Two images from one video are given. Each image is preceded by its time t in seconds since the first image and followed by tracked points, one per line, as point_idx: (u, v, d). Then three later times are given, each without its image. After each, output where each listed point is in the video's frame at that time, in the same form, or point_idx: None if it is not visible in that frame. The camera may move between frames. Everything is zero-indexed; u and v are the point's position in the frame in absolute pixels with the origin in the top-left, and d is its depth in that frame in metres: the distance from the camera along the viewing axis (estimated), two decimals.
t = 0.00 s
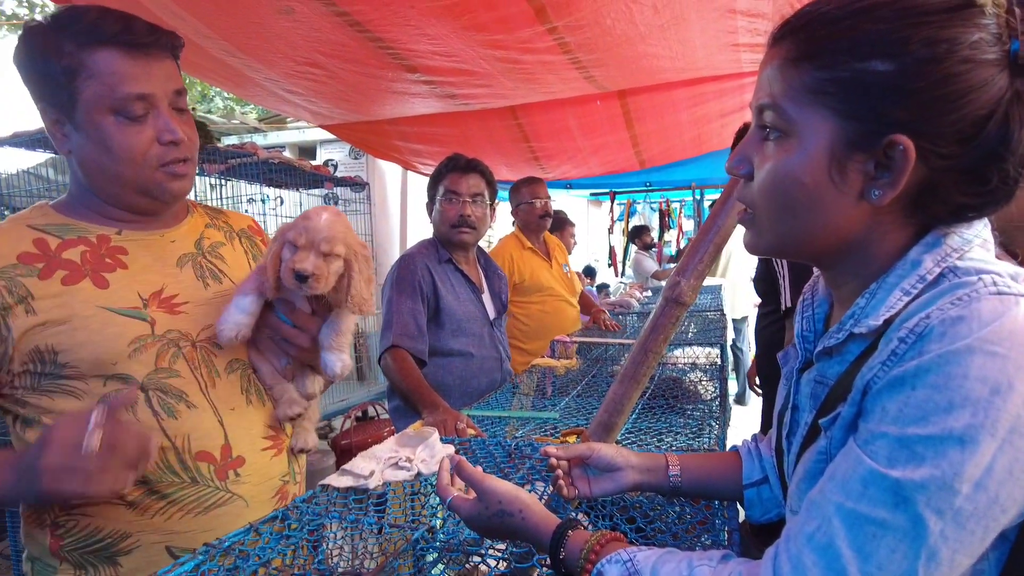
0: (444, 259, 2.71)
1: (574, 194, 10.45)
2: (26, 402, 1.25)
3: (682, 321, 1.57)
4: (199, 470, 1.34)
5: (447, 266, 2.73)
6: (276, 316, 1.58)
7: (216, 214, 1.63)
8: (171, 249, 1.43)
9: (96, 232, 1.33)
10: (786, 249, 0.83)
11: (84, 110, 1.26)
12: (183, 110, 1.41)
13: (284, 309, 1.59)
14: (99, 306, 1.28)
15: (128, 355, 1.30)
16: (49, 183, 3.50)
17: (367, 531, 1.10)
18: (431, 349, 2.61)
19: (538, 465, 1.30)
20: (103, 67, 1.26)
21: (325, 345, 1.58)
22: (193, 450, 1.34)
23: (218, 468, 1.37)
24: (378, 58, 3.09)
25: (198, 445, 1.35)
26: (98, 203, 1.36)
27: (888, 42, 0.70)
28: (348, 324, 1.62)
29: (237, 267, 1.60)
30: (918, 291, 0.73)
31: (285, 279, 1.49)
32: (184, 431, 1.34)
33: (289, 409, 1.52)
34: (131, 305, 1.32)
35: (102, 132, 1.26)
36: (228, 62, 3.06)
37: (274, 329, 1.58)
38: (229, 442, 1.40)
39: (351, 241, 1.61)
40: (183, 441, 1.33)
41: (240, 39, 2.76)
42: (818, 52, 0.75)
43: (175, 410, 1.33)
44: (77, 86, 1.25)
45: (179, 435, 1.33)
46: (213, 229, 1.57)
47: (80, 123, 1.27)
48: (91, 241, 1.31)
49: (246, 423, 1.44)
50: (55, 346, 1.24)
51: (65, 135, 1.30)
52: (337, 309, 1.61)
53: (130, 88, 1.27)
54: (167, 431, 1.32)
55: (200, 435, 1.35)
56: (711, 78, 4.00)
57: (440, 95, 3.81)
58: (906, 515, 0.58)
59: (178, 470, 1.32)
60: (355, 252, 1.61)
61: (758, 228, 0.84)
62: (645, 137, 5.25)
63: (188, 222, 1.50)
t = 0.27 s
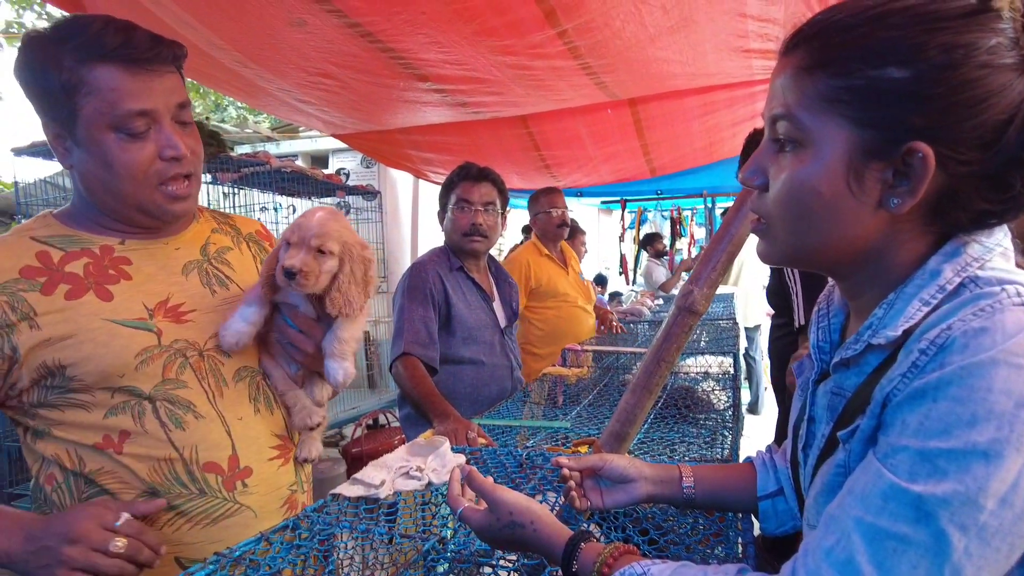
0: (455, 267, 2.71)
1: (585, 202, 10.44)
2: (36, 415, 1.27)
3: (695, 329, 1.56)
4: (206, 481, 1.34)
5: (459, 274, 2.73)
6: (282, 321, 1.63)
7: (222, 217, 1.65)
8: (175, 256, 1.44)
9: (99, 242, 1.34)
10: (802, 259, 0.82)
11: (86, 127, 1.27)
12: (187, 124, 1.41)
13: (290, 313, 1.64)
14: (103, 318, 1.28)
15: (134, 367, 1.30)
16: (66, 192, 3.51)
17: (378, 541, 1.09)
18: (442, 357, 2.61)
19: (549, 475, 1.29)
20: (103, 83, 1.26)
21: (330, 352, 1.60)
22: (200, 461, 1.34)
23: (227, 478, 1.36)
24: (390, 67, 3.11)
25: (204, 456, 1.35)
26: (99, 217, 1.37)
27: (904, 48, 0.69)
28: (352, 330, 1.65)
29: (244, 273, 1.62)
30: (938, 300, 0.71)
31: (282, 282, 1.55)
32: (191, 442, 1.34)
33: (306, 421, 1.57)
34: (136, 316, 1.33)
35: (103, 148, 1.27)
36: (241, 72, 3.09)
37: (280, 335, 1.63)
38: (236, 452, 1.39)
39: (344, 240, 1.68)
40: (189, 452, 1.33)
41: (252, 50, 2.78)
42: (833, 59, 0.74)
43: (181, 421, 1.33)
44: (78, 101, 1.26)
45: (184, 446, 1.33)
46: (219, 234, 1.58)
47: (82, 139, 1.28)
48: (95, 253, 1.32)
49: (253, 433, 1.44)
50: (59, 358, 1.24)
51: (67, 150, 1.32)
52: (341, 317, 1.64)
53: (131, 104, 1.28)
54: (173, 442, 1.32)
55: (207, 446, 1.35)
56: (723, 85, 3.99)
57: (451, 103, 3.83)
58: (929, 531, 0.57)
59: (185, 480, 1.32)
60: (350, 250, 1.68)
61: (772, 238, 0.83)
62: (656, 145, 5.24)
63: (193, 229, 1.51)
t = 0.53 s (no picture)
0: (471, 279, 2.72)
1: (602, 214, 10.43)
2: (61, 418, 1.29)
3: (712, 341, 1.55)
4: (208, 494, 1.34)
5: (474, 285, 2.74)
6: (299, 346, 1.65)
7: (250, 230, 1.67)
8: (197, 270, 1.45)
9: (126, 255, 1.37)
10: (819, 276, 0.81)
11: (108, 143, 1.29)
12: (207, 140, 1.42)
13: (307, 338, 1.67)
14: (125, 329, 1.31)
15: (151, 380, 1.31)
16: (91, 205, 3.57)
17: (394, 553, 1.09)
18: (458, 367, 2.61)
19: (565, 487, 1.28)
20: (125, 101, 1.28)
21: (346, 377, 1.66)
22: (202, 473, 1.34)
23: (228, 492, 1.37)
24: (406, 80, 3.14)
25: (210, 469, 1.35)
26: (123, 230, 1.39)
27: (919, 62, 0.69)
28: (367, 353, 1.71)
29: (265, 288, 1.63)
30: (958, 315, 0.70)
31: (296, 313, 1.57)
32: (197, 455, 1.34)
33: (318, 439, 1.60)
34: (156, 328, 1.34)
35: (123, 164, 1.29)
36: (260, 86, 3.14)
37: (297, 359, 1.64)
38: (239, 466, 1.39)
39: (353, 264, 1.75)
40: (194, 463, 1.34)
41: (272, 64, 2.83)
42: (847, 75, 0.74)
43: (190, 433, 1.34)
44: (101, 118, 1.28)
45: (190, 459, 1.33)
46: (244, 248, 1.60)
47: (106, 154, 1.30)
48: (121, 265, 1.35)
49: (260, 447, 1.45)
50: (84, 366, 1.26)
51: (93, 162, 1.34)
52: (354, 342, 1.70)
53: (150, 120, 1.28)
54: (179, 451, 1.32)
55: (212, 460, 1.35)
56: (739, 95, 3.98)
57: (467, 115, 3.85)
58: (950, 550, 0.56)
59: (188, 492, 1.32)
60: (359, 275, 1.75)
61: (789, 254, 0.82)
62: (672, 155, 5.23)
63: (218, 243, 1.53)
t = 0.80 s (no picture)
0: (485, 288, 2.72)
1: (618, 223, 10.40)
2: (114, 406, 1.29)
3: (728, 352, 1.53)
4: (233, 492, 1.31)
5: (489, 295, 2.74)
6: (321, 359, 1.55)
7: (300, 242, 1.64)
8: (242, 276, 1.42)
9: (181, 255, 1.36)
10: (835, 288, 0.80)
11: (161, 149, 1.29)
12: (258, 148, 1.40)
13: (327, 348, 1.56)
14: (178, 321, 1.30)
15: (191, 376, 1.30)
16: (115, 216, 3.63)
17: (406, 564, 1.09)
18: (472, 377, 2.61)
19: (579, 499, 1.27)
20: (178, 111, 1.28)
21: (367, 386, 1.54)
22: (230, 472, 1.31)
23: (252, 493, 1.32)
24: (423, 91, 3.17)
25: (238, 467, 1.32)
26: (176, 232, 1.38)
27: (932, 69, 0.68)
28: (390, 362, 1.59)
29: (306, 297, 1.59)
30: (977, 326, 0.69)
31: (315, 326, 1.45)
32: (226, 453, 1.31)
33: (337, 432, 1.47)
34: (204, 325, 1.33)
35: (173, 170, 1.28)
36: (279, 98, 3.18)
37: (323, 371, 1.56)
38: (266, 466, 1.35)
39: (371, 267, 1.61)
40: (223, 462, 1.31)
41: (290, 75, 2.87)
42: (859, 83, 0.73)
43: (221, 432, 1.31)
44: (156, 127, 1.29)
45: (219, 456, 1.30)
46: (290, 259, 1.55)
47: (158, 160, 1.30)
48: (178, 263, 1.34)
49: (286, 450, 1.39)
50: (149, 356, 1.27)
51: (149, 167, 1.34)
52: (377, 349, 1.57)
53: (199, 128, 1.27)
54: (207, 449, 1.30)
55: (240, 459, 1.32)
56: (756, 104, 3.96)
57: (483, 126, 3.87)
58: (971, 567, 0.54)
59: (216, 489, 1.29)
60: (376, 285, 1.57)
61: (805, 266, 0.81)
62: (689, 165, 5.21)
63: (266, 250, 1.50)
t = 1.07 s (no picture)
0: (496, 293, 2.72)
1: (631, 229, 10.38)
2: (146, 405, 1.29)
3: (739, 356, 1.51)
4: (259, 489, 1.28)
5: (499, 299, 2.74)
6: (349, 356, 1.52)
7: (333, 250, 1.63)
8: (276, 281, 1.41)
9: (216, 262, 1.36)
10: (845, 288, 0.79)
11: (201, 162, 1.29)
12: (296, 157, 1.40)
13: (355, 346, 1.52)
14: (207, 326, 1.29)
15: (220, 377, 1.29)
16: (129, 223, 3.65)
17: (415, 566, 1.08)
18: (483, 381, 2.60)
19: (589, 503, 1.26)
20: (218, 125, 1.28)
21: (394, 384, 1.49)
22: (256, 469, 1.28)
23: (278, 490, 1.29)
24: (435, 97, 3.18)
25: (265, 463, 1.29)
26: (214, 240, 1.38)
27: (939, 66, 0.67)
28: (417, 362, 1.54)
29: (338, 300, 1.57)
30: (991, 325, 0.68)
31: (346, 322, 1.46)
32: (252, 450, 1.29)
33: (368, 447, 1.44)
34: (232, 328, 1.32)
35: (212, 183, 1.29)
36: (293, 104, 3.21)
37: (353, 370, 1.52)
38: (292, 464, 1.32)
39: (399, 272, 1.59)
40: (250, 458, 1.28)
41: (304, 82, 2.89)
42: (866, 81, 0.73)
43: (249, 429, 1.29)
44: (196, 141, 1.29)
45: (246, 453, 1.28)
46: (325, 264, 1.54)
47: (199, 173, 1.30)
48: (211, 270, 1.34)
49: (313, 450, 1.36)
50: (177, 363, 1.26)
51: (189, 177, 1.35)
52: (405, 347, 1.54)
53: (238, 142, 1.27)
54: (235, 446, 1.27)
55: (266, 456, 1.29)
56: (769, 109, 3.94)
57: (495, 131, 3.88)
58: (984, 571, 0.53)
59: (242, 485, 1.27)
60: (407, 283, 1.59)
61: (813, 267, 0.80)
62: (702, 170, 5.19)
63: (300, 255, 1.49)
